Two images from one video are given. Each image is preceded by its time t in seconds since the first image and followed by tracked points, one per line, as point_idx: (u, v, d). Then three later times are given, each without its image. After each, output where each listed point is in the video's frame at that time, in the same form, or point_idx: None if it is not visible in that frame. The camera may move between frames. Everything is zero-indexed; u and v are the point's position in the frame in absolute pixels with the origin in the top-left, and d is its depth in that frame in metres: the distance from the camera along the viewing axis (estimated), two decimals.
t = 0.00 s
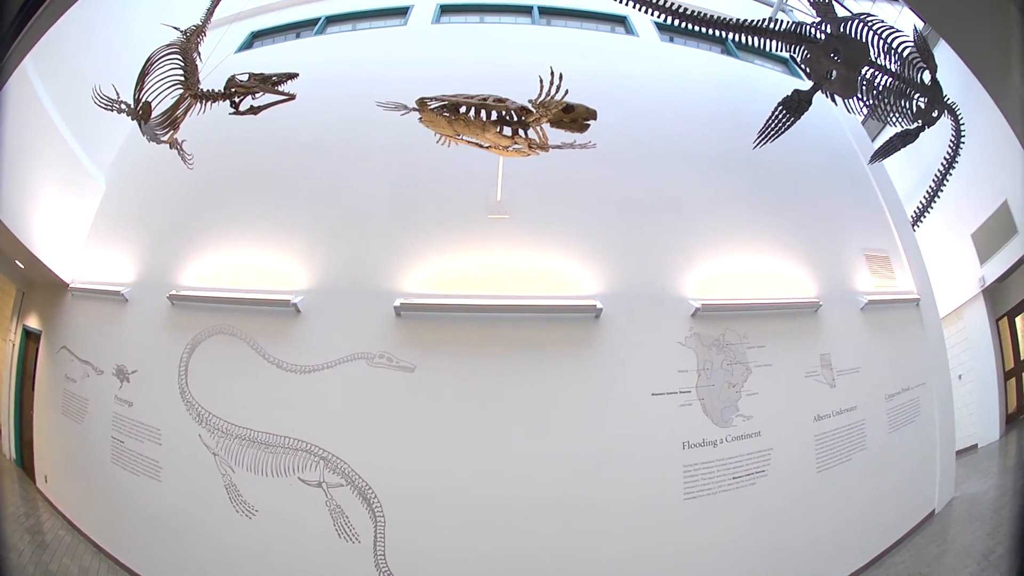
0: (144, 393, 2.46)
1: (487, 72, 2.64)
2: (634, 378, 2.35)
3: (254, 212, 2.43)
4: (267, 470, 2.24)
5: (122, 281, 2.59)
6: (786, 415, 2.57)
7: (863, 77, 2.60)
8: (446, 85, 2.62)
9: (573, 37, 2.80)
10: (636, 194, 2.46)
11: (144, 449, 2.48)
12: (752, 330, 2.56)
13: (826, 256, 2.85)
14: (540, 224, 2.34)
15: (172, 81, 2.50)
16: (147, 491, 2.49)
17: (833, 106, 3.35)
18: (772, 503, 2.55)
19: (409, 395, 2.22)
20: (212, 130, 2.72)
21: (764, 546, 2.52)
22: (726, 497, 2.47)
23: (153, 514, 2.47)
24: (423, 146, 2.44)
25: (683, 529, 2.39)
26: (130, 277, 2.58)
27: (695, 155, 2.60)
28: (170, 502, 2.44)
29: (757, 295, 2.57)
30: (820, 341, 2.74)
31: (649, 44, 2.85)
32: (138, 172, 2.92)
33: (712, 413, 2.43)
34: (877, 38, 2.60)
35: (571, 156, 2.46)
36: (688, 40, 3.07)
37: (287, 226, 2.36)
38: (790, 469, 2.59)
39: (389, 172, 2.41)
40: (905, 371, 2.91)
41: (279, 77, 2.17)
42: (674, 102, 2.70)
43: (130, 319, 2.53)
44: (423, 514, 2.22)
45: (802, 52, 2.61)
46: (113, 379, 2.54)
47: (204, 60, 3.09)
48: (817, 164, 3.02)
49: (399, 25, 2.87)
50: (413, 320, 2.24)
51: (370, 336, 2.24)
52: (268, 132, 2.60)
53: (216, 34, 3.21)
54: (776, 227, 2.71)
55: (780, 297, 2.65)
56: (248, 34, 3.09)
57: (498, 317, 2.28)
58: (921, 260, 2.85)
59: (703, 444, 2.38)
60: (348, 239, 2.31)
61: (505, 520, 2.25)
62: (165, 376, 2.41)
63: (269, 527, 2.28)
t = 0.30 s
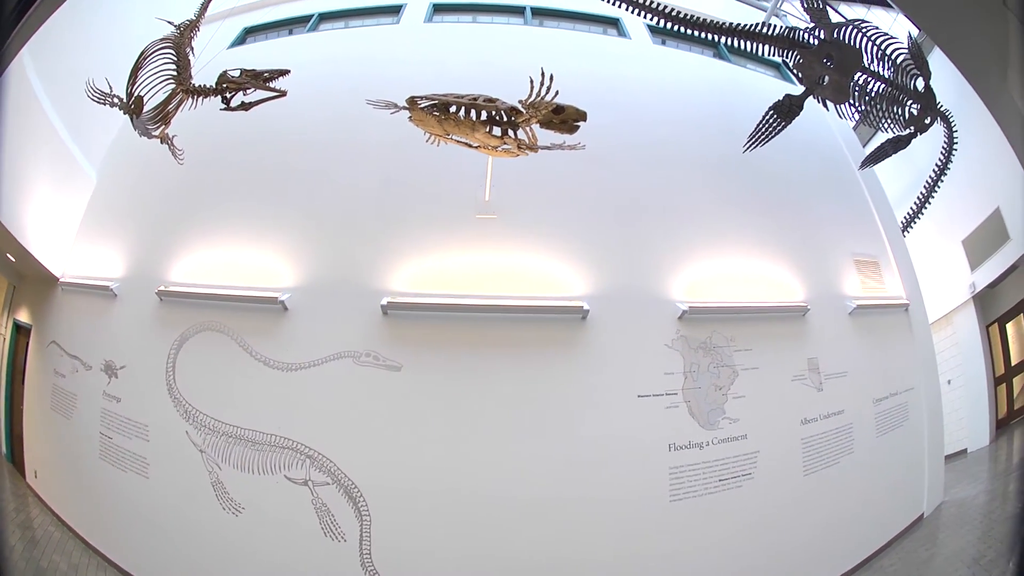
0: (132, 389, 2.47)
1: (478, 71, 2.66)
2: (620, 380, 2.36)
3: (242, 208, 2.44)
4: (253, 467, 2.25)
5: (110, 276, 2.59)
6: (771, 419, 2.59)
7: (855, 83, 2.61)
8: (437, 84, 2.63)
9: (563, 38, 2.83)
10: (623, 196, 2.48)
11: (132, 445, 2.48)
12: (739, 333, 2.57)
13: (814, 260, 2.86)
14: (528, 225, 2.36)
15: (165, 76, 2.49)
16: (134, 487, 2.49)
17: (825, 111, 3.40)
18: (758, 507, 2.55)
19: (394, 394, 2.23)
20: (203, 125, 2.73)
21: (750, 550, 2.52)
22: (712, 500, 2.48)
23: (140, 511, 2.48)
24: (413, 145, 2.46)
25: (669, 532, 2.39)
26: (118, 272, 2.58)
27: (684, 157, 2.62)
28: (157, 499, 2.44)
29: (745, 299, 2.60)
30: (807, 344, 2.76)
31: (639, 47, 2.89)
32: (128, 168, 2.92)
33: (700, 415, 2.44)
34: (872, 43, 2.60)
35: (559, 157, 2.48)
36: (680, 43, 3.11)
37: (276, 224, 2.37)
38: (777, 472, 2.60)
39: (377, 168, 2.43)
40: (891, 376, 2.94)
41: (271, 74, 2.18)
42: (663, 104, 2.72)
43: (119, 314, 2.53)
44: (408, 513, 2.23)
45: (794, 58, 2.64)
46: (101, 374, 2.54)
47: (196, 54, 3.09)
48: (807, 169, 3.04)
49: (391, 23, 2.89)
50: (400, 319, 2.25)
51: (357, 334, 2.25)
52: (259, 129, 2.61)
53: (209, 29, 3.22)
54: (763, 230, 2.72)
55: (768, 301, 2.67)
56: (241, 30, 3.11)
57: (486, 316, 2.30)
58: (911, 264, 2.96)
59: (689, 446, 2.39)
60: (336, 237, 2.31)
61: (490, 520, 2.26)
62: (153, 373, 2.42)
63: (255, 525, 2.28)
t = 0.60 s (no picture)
0: (121, 385, 2.48)
1: (470, 70, 2.67)
2: (607, 381, 2.38)
3: (232, 205, 2.45)
4: (240, 465, 2.26)
5: (101, 271, 2.59)
6: (757, 422, 2.60)
7: (847, 88, 2.63)
8: (428, 83, 2.64)
9: (555, 38, 2.85)
10: (612, 197, 2.49)
11: (120, 442, 2.48)
12: (727, 335, 2.59)
13: (803, 263, 2.88)
14: (517, 225, 2.37)
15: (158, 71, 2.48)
16: (122, 483, 2.50)
17: (817, 117, 3.44)
18: (745, 510, 2.56)
19: (381, 393, 2.24)
20: (195, 121, 2.74)
21: (736, 554, 2.53)
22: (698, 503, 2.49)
23: (127, 508, 2.48)
24: (403, 143, 2.47)
25: (655, 535, 2.40)
26: (108, 267, 2.58)
27: (674, 158, 2.64)
28: (145, 496, 2.45)
29: (733, 301, 2.61)
30: (795, 347, 2.78)
31: (630, 48, 2.91)
32: (119, 163, 2.91)
33: (687, 417, 2.46)
34: (865, 49, 2.60)
35: (549, 158, 2.50)
36: (673, 45, 3.15)
37: (266, 221, 2.38)
38: (763, 476, 2.61)
39: (367, 166, 2.44)
40: (878, 380, 2.96)
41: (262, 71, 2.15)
42: (654, 106, 2.74)
43: (109, 309, 2.54)
44: (394, 513, 2.24)
45: (787, 62, 2.65)
46: (90, 370, 2.55)
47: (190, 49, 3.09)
48: (797, 174, 3.06)
49: (384, 21, 2.91)
50: (388, 318, 2.27)
51: (345, 332, 2.26)
52: (250, 125, 2.61)
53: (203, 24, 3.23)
54: (753, 232, 2.74)
55: (754, 303, 2.69)
56: (234, 25, 3.12)
57: (475, 316, 2.31)
58: (900, 269, 3.01)
59: (676, 448, 2.41)
60: (325, 235, 2.32)
61: (476, 520, 2.27)
62: (141, 369, 2.43)
63: (242, 523, 2.29)
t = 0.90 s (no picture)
0: (110, 381, 2.48)
1: (461, 69, 2.68)
2: (594, 382, 2.39)
3: (223, 202, 2.45)
4: (228, 463, 2.27)
5: (91, 266, 2.60)
6: (745, 425, 2.62)
7: (840, 93, 2.63)
8: (420, 82, 2.66)
9: (546, 39, 2.87)
10: (601, 197, 2.51)
11: (109, 438, 2.49)
12: (714, 338, 2.60)
13: (792, 266, 2.90)
14: (506, 225, 2.39)
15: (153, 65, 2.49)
16: (111, 480, 2.50)
17: (809, 121, 3.47)
18: (732, 512, 2.57)
19: (368, 391, 2.25)
20: (187, 116, 2.74)
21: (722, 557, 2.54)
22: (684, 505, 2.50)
23: (116, 504, 2.48)
24: (394, 141, 2.48)
25: (641, 536, 2.40)
26: (98, 262, 2.58)
27: (664, 160, 2.66)
28: (133, 492, 2.45)
29: (721, 304, 2.63)
30: (782, 350, 2.80)
31: (621, 50, 2.94)
32: (111, 159, 2.92)
33: (675, 419, 2.47)
34: (858, 54, 2.60)
35: (539, 158, 2.52)
36: (666, 48, 3.26)
37: (256, 218, 2.39)
38: (751, 479, 2.62)
39: (358, 164, 2.45)
40: (865, 384, 2.98)
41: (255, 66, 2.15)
42: (645, 108, 2.76)
43: (99, 305, 2.54)
44: (381, 512, 2.24)
45: (780, 66, 2.67)
46: (80, 365, 2.55)
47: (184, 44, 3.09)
48: (788, 178, 3.08)
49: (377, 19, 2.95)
50: (375, 316, 2.28)
51: (334, 330, 2.27)
52: (243, 121, 2.62)
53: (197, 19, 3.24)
54: (742, 235, 2.76)
55: (741, 306, 2.69)
56: (228, 21, 3.14)
57: (465, 315, 2.33)
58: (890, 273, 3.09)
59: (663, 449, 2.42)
60: (315, 233, 2.34)
61: (462, 521, 2.27)
62: (130, 365, 2.43)
63: (229, 520, 2.30)
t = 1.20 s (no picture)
0: (100, 377, 2.49)
1: (454, 69, 2.69)
2: (582, 382, 2.41)
3: (215, 199, 2.46)
4: (217, 460, 2.28)
5: (83, 261, 2.60)
6: (732, 427, 2.63)
7: (834, 98, 2.65)
8: (413, 80, 2.66)
9: (539, 39, 2.89)
10: (592, 197, 2.53)
11: (99, 435, 2.49)
12: (702, 340, 2.62)
13: (782, 269, 2.92)
14: (496, 226, 2.40)
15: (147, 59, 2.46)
16: (101, 476, 2.51)
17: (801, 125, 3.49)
18: (718, 514, 2.59)
19: (357, 390, 2.27)
20: (181, 113, 2.75)
21: (709, 559, 2.55)
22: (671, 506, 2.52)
23: (105, 501, 2.49)
24: (386, 140, 2.50)
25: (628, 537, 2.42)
26: (90, 257, 2.59)
27: (656, 161, 2.68)
28: (123, 489, 2.46)
29: (710, 306, 2.65)
30: (771, 353, 2.82)
31: (615, 51, 2.95)
32: (105, 154, 2.91)
33: (663, 421, 2.49)
34: (853, 58, 2.61)
35: (530, 159, 2.53)
36: (659, 50, 3.30)
37: (248, 215, 2.40)
38: (738, 481, 2.64)
39: (351, 163, 2.46)
40: (853, 388, 3.00)
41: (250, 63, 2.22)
42: (637, 109, 2.77)
43: (90, 300, 2.55)
44: (368, 511, 2.25)
45: (773, 70, 2.65)
46: (71, 361, 2.56)
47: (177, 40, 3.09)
48: (779, 181, 3.10)
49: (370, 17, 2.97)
50: (365, 315, 2.29)
51: (324, 328, 2.28)
52: (236, 118, 2.63)
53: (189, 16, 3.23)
54: (732, 237, 2.78)
55: (730, 308, 2.71)
56: (221, 17, 3.13)
57: (455, 315, 2.34)
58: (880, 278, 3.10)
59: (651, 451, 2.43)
60: (306, 230, 2.35)
61: (449, 520, 2.28)
62: (121, 362, 2.44)
63: (217, 517, 2.30)
